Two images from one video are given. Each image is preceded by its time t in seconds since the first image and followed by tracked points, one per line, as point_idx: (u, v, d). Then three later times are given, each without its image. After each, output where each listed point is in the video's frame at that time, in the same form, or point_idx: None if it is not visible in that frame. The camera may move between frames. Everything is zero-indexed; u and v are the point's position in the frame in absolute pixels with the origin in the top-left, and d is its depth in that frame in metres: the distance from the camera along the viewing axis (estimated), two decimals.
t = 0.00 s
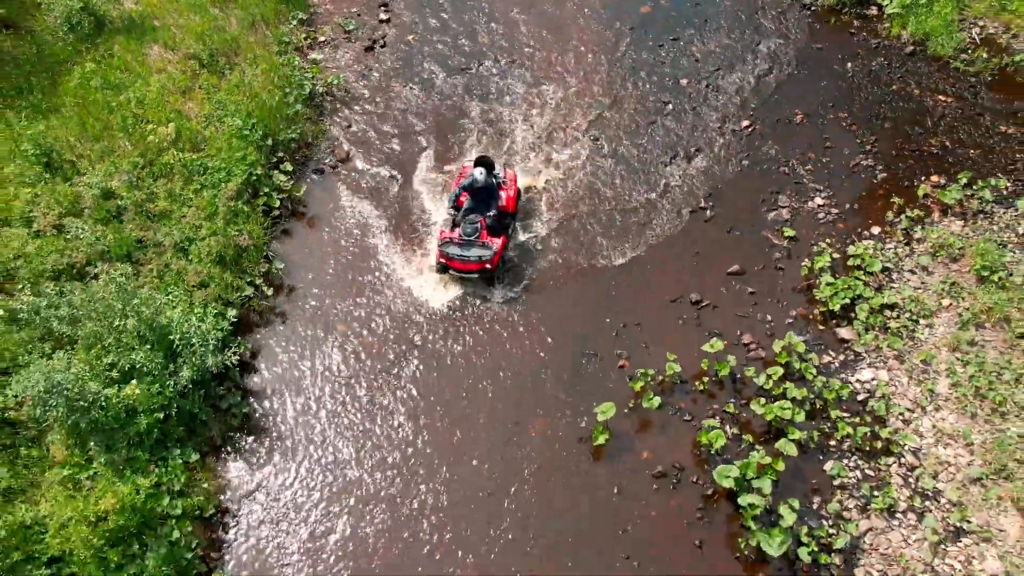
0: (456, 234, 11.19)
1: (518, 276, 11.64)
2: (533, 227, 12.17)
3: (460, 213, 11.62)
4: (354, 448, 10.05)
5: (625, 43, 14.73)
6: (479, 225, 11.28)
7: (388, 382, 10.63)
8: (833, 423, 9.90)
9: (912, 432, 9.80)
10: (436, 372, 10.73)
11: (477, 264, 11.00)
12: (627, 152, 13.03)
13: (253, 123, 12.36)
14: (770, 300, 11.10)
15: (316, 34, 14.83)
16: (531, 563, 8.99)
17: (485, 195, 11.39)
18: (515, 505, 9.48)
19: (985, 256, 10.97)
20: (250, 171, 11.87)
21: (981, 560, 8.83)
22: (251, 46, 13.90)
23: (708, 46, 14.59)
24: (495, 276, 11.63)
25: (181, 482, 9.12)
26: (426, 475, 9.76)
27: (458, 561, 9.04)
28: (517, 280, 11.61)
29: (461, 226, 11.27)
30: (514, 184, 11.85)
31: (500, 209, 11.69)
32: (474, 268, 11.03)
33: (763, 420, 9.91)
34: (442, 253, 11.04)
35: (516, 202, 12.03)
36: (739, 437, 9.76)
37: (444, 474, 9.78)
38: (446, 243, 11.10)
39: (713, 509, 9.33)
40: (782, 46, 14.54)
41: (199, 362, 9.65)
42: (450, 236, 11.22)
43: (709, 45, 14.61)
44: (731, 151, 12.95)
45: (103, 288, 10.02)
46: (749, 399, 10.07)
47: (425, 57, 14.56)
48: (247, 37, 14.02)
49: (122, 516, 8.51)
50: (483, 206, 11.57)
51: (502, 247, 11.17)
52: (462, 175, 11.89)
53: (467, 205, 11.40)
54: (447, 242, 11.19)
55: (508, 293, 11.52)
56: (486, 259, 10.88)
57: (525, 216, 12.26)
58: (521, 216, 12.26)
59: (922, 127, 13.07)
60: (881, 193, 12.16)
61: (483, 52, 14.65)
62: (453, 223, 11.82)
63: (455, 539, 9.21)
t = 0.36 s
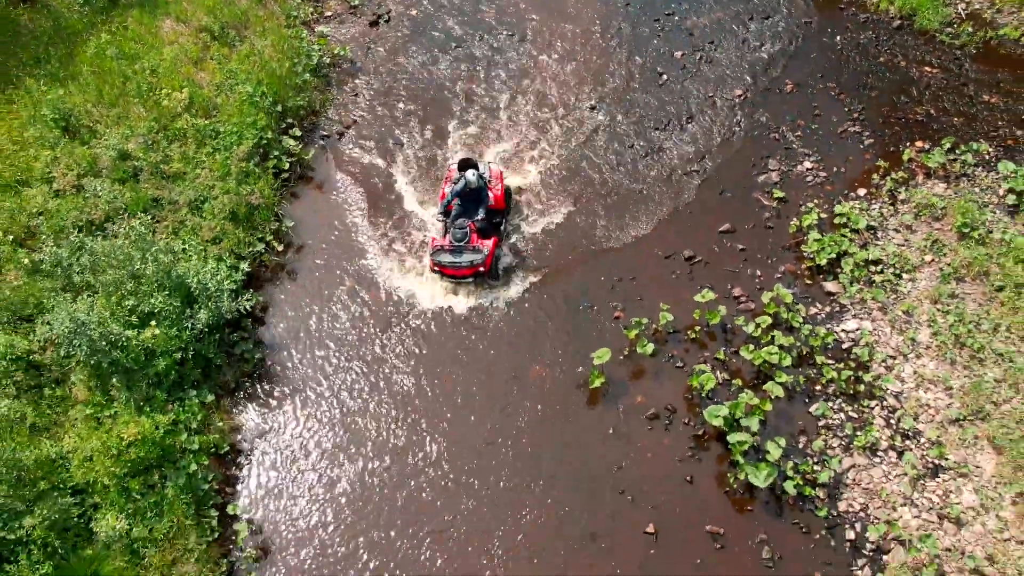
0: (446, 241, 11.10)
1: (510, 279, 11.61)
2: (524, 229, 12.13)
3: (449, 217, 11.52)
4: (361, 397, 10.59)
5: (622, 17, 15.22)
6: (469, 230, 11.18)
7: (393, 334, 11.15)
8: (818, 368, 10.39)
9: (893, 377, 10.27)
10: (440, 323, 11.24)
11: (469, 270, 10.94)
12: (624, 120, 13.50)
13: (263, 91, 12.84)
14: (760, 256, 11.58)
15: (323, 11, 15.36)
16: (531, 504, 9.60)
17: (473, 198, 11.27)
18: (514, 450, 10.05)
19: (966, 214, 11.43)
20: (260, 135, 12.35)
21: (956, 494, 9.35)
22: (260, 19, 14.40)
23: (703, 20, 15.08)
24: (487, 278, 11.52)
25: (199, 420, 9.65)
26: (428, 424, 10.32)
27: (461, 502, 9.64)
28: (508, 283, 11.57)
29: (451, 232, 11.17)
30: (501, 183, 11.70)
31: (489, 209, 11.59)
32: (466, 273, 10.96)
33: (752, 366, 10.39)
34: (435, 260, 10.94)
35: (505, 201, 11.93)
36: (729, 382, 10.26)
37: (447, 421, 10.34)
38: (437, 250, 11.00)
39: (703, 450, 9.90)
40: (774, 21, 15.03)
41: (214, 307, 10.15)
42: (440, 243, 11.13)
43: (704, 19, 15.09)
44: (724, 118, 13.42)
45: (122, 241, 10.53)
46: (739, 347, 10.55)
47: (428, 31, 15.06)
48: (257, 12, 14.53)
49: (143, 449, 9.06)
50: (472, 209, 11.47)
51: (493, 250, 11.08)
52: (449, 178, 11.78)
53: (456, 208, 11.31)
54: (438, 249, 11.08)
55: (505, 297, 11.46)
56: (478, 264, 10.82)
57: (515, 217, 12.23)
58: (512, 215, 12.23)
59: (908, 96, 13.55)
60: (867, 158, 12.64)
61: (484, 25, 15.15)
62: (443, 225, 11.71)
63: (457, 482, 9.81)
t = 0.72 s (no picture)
0: (445, 239, 10.97)
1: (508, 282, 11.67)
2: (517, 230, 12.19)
3: (446, 218, 11.47)
4: (368, 353, 11.04)
5: None
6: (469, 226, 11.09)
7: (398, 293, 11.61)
8: (807, 324, 10.81)
9: (879, 332, 10.70)
10: (443, 282, 11.69)
11: (470, 265, 10.76)
12: (620, 93, 13.94)
13: (271, 63, 13.29)
14: (751, 220, 12.00)
15: None
16: (531, 451, 10.08)
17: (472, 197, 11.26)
18: (515, 402, 10.50)
19: (951, 179, 11.87)
20: (269, 105, 12.79)
21: (937, 440, 9.78)
22: None
23: None
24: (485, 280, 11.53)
25: (212, 370, 10.09)
26: (431, 378, 10.78)
27: (464, 450, 10.12)
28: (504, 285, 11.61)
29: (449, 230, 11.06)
30: (498, 184, 11.73)
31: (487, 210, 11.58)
32: (467, 268, 10.77)
33: (743, 322, 10.84)
34: (435, 256, 10.76)
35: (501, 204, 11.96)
36: (721, 337, 10.70)
37: (451, 374, 10.80)
38: (437, 246, 10.84)
39: (696, 402, 10.36)
40: None
41: (227, 263, 10.58)
42: (439, 240, 10.97)
43: None
44: (718, 91, 13.86)
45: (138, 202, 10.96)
46: (730, 304, 10.99)
47: (431, 9, 15.52)
48: None
49: (160, 394, 9.50)
50: (470, 209, 11.45)
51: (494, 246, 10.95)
52: (444, 182, 11.81)
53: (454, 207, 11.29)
54: (437, 245, 10.92)
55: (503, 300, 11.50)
56: (479, 258, 10.64)
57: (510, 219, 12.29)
58: (506, 215, 12.32)
59: (896, 70, 14.00)
60: (855, 129, 13.08)
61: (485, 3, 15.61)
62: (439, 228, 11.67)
63: (460, 432, 10.28)
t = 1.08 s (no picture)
0: (448, 242, 10.95)
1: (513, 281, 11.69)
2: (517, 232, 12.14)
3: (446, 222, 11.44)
4: (372, 314, 11.44)
5: None
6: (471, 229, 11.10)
7: (401, 257, 11.99)
8: (796, 287, 11.20)
9: (866, 295, 11.08)
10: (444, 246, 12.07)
11: (475, 268, 10.80)
12: (617, 70, 14.33)
13: (279, 40, 13.70)
14: (744, 191, 12.39)
15: None
16: (530, 407, 10.51)
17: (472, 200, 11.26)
18: (514, 362, 10.92)
19: (937, 151, 12.25)
20: (277, 80, 13.19)
21: (921, 396, 10.16)
22: None
23: None
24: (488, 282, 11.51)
25: (223, 329, 10.47)
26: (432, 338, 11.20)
27: (466, 406, 10.55)
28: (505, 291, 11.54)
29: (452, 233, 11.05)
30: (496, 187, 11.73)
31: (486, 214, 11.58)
32: (472, 272, 10.81)
33: (735, 286, 11.25)
34: (439, 260, 10.77)
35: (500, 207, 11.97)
36: (713, 300, 11.10)
37: (454, 337, 11.20)
38: (441, 250, 10.85)
39: (689, 360, 10.77)
40: None
41: (238, 226, 10.97)
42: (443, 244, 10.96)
43: None
44: (713, 69, 14.26)
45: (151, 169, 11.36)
46: (723, 269, 11.39)
47: None
48: None
49: (174, 348, 9.90)
50: (470, 212, 11.45)
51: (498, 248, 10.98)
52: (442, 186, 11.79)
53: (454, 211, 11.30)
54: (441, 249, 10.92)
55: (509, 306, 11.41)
56: (484, 260, 10.68)
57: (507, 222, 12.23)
58: (506, 184, 12.71)
59: (886, 49, 14.38)
60: (845, 104, 13.47)
61: None
62: (440, 232, 11.66)
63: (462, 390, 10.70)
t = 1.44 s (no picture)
0: (448, 251, 10.82)
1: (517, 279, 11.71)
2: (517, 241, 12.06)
3: (447, 231, 11.31)
4: (376, 279, 11.78)
5: None
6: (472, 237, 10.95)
7: (403, 225, 12.33)
8: (787, 255, 11.56)
9: (855, 263, 11.43)
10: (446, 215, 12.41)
11: (476, 277, 10.63)
12: (614, 50, 14.69)
13: (285, 21, 14.09)
14: (737, 164, 12.77)
15: None
16: (530, 368, 10.87)
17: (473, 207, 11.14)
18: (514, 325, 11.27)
19: (925, 126, 12.61)
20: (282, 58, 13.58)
21: (907, 357, 10.51)
22: None
23: None
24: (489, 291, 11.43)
25: (231, 293, 10.84)
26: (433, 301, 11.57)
27: (466, 367, 10.90)
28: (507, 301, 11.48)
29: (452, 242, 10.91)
30: (496, 195, 11.61)
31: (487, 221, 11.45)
32: (473, 281, 10.65)
33: (729, 254, 11.61)
34: (439, 269, 10.64)
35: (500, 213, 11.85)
36: (707, 267, 11.46)
37: (456, 301, 11.56)
38: (441, 259, 10.72)
39: (683, 324, 11.15)
40: None
41: (247, 194, 11.34)
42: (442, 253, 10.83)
43: None
44: (708, 49, 14.62)
45: (162, 141, 11.72)
46: (716, 238, 11.76)
47: None
48: None
49: (186, 309, 10.26)
50: (470, 220, 11.32)
51: (498, 257, 10.82)
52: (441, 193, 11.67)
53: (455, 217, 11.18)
54: (440, 258, 10.80)
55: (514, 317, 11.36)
56: (485, 269, 10.54)
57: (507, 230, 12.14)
58: (508, 157, 13.11)
59: (877, 30, 14.75)
60: (837, 83, 13.83)
61: None
62: (440, 241, 11.51)
63: (463, 353, 11.05)
